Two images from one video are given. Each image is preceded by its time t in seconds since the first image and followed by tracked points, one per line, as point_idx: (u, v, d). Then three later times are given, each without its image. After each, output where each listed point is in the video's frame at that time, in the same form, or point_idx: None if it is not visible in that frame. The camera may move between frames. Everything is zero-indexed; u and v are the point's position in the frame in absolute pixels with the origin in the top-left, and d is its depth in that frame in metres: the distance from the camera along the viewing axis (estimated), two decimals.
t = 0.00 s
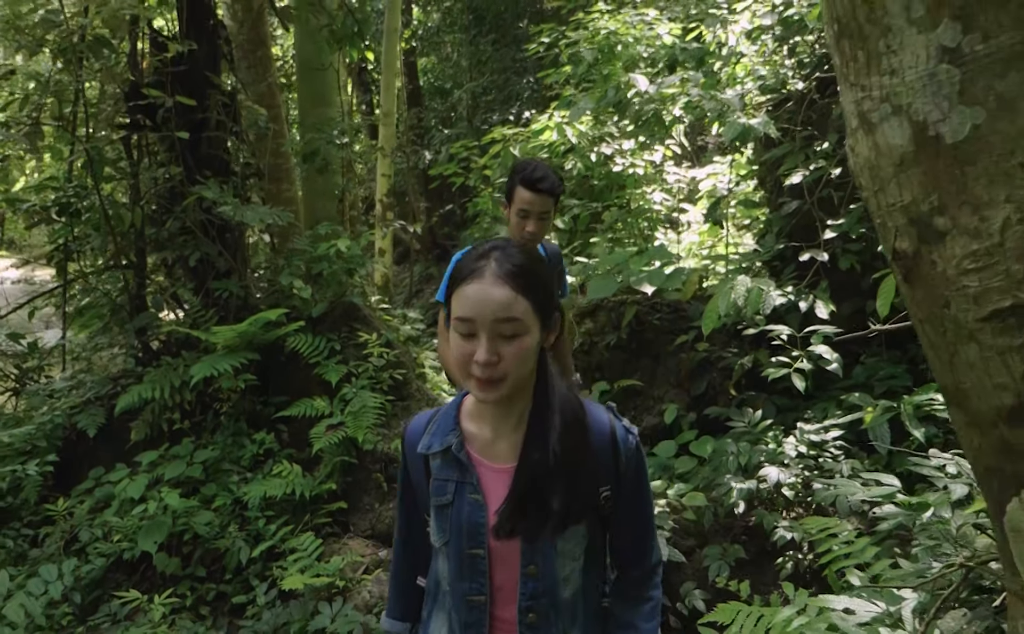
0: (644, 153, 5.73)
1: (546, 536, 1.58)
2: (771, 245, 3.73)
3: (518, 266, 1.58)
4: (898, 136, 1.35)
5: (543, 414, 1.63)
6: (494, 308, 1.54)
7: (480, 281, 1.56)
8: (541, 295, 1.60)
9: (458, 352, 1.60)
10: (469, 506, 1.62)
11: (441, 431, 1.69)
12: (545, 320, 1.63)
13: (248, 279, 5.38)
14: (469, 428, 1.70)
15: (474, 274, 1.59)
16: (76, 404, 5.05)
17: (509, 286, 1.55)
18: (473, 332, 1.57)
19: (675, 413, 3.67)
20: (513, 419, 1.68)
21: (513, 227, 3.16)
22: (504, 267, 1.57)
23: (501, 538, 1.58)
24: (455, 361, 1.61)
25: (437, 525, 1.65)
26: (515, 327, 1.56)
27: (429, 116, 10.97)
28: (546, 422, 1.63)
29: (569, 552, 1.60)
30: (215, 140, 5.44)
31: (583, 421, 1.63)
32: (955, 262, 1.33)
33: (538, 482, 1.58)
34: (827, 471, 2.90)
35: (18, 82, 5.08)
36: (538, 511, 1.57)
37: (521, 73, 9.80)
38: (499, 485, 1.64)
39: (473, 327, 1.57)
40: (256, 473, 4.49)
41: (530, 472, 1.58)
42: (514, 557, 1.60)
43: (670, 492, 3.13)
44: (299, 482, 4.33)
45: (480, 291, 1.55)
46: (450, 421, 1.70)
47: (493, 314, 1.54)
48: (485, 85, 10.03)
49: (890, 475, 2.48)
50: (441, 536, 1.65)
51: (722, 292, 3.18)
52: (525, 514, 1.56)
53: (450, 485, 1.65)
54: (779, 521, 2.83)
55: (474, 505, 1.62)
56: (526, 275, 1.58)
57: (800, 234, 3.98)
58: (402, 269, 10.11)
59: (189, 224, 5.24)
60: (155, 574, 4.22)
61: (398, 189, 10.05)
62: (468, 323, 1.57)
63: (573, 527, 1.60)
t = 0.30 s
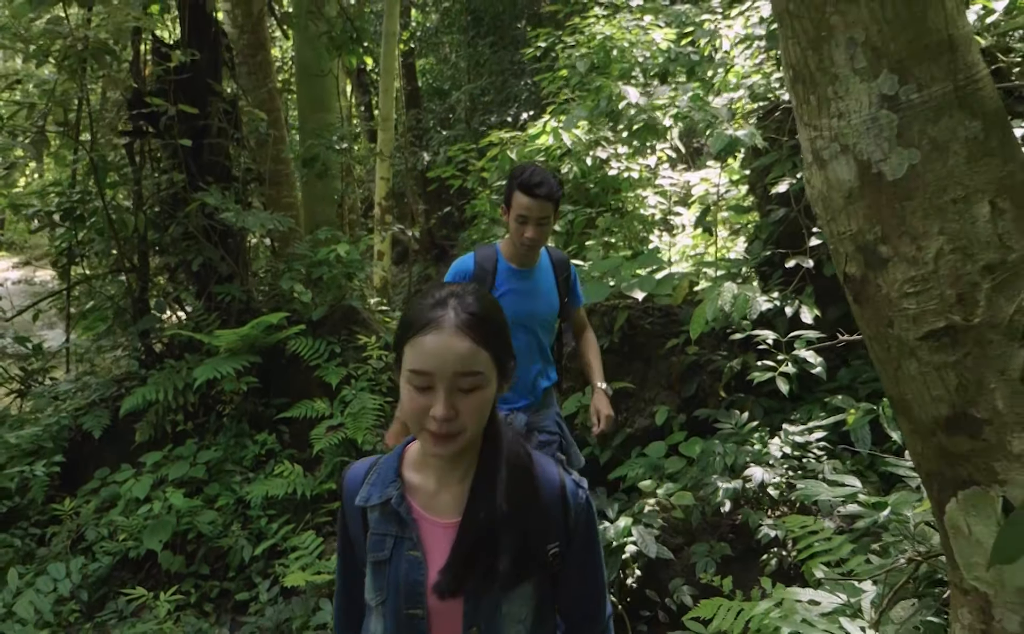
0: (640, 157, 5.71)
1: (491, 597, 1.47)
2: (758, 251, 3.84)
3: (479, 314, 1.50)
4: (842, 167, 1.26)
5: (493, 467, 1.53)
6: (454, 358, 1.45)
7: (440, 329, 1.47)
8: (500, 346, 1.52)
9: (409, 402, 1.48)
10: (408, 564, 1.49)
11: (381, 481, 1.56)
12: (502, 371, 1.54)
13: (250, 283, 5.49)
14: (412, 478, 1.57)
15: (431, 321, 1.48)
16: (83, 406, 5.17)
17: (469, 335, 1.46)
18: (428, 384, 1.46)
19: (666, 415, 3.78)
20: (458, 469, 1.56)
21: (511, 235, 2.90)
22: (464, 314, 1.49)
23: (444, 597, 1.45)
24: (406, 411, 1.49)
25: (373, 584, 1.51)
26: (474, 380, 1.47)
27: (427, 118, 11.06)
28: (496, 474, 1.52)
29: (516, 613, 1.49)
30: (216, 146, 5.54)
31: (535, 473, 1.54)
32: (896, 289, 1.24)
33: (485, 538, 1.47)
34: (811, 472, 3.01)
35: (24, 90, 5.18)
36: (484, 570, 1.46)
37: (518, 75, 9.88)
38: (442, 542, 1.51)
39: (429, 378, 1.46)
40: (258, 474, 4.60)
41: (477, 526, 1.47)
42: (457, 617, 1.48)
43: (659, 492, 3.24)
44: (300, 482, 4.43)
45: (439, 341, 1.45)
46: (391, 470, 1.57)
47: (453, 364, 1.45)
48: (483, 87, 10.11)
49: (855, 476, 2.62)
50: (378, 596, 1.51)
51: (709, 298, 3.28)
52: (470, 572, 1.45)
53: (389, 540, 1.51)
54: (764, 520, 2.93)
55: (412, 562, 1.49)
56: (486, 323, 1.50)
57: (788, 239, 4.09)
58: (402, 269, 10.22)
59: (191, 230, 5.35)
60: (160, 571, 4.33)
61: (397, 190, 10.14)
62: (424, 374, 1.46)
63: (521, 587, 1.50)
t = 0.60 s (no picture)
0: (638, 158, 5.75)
1: (444, 618, 1.47)
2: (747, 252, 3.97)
3: (446, 336, 1.43)
4: (805, 188, 1.47)
5: (450, 486, 1.52)
6: (422, 386, 1.38)
7: (406, 353, 1.39)
8: (467, 368, 1.46)
9: (369, 426, 1.42)
10: (355, 586, 1.47)
11: (330, 499, 1.52)
12: (467, 393, 1.49)
13: (253, 283, 5.61)
14: (364, 495, 1.55)
15: (397, 343, 1.40)
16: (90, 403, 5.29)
17: (437, 361, 1.39)
18: (393, 410, 1.39)
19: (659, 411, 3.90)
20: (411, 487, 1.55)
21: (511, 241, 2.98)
22: (432, 337, 1.42)
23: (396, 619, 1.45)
24: (366, 435, 1.43)
25: (318, 606, 1.48)
26: (441, 406, 1.40)
27: (427, 118, 11.17)
28: (453, 494, 1.52)
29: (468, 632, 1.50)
30: (223, 151, 5.70)
31: (490, 494, 1.54)
32: (851, 295, 1.44)
33: (440, 560, 1.46)
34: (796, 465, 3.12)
35: (31, 95, 5.28)
36: (438, 592, 1.45)
37: (516, 76, 9.99)
38: (395, 560, 1.51)
39: (394, 403, 1.39)
40: (262, 470, 4.72)
41: (432, 550, 1.46)
42: None
43: (651, 486, 3.36)
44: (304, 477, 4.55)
45: (405, 367, 1.38)
46: (341, 488, 1.53)
47: (421, 391, 1.38)
48: (481, 87, 10.22)
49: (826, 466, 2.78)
50: (323, 618, 1.48)
51: (699, 299, 3.40)
52: (424, 596, 1.44)
53: (338, 561, 1.48)
54: (751, 512, 3.05)
55: (360, 584, 1.48)
56: (453, 346, 1.44)
57: (778, 240, 4.21)
58: (400, 268, 10.33)
59: (196, 231, 5.46)
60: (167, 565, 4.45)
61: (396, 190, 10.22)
62: (389, 400, 1.39)
63: (474, 606, 1.51)
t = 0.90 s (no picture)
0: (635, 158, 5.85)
1: (436, 607, 1.47)
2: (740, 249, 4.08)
3: (432, 336, 1.41)
4: (779, 188, 1.57)
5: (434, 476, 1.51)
6: (412, 388, 1.35)
7: (395, 355, 1.35)
8: (453, 367, 1.44)
9: (355, 427, 1.38)
10: (341, 584, 1.45)
11: (306, 497, 1.47)
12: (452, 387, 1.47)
13: (256, 281, 5.72)
14: (343, 492, 1.51)
15: (383, 344, 1.37)
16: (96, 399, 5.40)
17: (426, 363, 1.36)
18: (381, 413, 1.36)
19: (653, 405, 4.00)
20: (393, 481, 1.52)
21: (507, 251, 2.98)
22: (419, 338, 1.39)
23: (388, 614, 1.44)
24: (351, 436, 1.39)
25: (300, 608, 1.43)
26: (429, 407, 1.38)
27: (426, 117, 11.27)
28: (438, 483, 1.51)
29: (459, 620, 1.50)
30: (226, 151, 5.80)
31: (473, 481, 1.53)
32: (821, 286, 1.55)
33: (431, 552, 1.45)
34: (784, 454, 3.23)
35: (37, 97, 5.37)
36: (431, 583, 1.45)
37: (514, 76, 10.10)
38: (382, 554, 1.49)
39: (383, 407, 1.35)
40: (267, 463, 4.82)
41: (422, 543, 1.45)
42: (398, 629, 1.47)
43: (644, 475, 3.48)
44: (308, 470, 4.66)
45: (395, 370, 1.35)
46: (318, 485, 1.49)
47: (411, 393, 1.35)
48: (480, 87, 10.33)
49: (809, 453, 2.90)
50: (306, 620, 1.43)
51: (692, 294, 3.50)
52: (416, 589, 1.44)
53: (321, 560, 1.44)
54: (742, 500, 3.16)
55: (347, 581, 1.45)
56: (439, 345, 1.41)
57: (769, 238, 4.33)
58: (399, 265, 10.44)
59: (200, 230, 5.57)
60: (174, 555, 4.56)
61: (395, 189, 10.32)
62: (376, 403, 1.35)
63: (464, 592, 1.50)
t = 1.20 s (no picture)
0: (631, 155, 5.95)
1: (441, 600, 1.47)
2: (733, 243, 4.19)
3: (434, 332, 1.35)
4: (759, 181, 1.68)
5: (433, 470, 1.49)
6: (414, 388, 1.29)
7: (398, 355, 1.30)
8: (454, 360, 1.38)
9: (355, 429, 1.32)
10: (347, 580, 1.44)
11: (303, 496, 1.43)
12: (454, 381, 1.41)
13: (259, 276, 5.83)
14: (340, 490, 1.47)
15: (383, 343, 1.31)
16: (103, 391, 5.51)
17: (428, 362, 1.30)
18: (383, 415, 1.30)
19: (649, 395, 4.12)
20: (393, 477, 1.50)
21: (502, 248, 2.86)
22: (420, 335, 1.33)
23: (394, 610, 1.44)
24: (350, 437, 1.34)
25: (305, 608, 1.41)
26: (432, 406, 1.32)
27: (425, 115, 11.34)
28: (439, 478, 1.49)
29: (461, 610, 1.51)
30: (230, 149, 5.91)
31: (472, 473, 1.52)
32: (797, 271, 1.66)
33: (435, 547, 1.45)
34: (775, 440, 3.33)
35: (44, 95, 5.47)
36: (436, 577, 1.45)
37: (512, 74, 10.20)
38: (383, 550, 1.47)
39: (384, 409, 1.30)
40: (271, 453, 4.93)
41: (425, 539, 1.45)
42: (404, 624, 1.48)
43: (640, 461, 3.58)
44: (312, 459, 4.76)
45: (397, 371, 1.29)
46: (314, 483, 1.44)
47: (414, 393, 1.29)
48: (478, 85, 10.43)
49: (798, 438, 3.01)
50: (312, 620, 1.41)
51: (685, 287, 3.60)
52: (420, 584, 1.44)
53: (326, 559, 1.42)
54: (734, 484, 3.27)
55: (353, 578, 1.45)
56: (441, 341, 1.35)
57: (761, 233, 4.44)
58: (399, 261, 10.54)
59: (205, 226, 5.68)
60: (180, 543, 4.66)
61: (394, 186, 10.42)
62: (377, 405, 1.30)
63: (466, 582, 1.50)
